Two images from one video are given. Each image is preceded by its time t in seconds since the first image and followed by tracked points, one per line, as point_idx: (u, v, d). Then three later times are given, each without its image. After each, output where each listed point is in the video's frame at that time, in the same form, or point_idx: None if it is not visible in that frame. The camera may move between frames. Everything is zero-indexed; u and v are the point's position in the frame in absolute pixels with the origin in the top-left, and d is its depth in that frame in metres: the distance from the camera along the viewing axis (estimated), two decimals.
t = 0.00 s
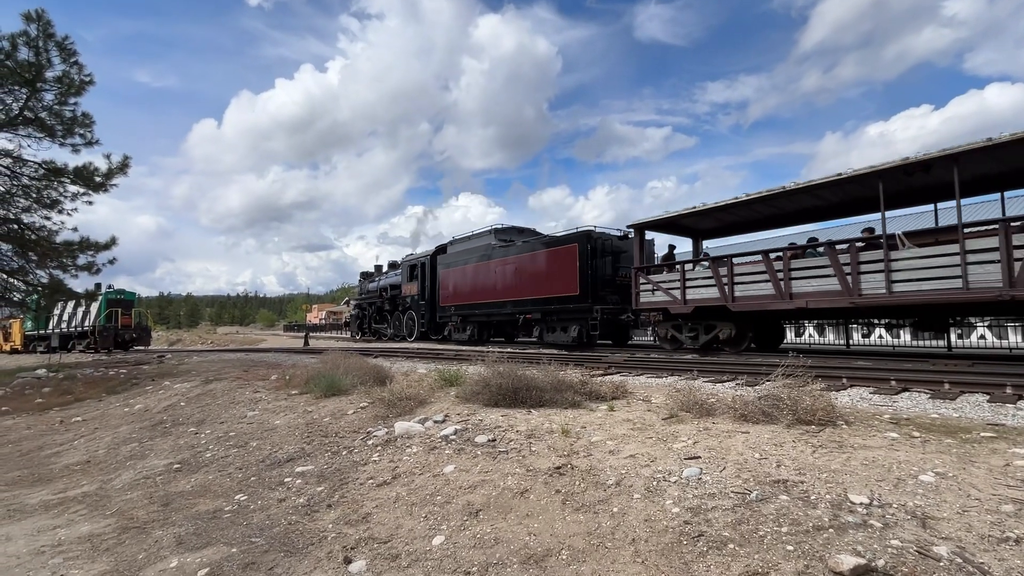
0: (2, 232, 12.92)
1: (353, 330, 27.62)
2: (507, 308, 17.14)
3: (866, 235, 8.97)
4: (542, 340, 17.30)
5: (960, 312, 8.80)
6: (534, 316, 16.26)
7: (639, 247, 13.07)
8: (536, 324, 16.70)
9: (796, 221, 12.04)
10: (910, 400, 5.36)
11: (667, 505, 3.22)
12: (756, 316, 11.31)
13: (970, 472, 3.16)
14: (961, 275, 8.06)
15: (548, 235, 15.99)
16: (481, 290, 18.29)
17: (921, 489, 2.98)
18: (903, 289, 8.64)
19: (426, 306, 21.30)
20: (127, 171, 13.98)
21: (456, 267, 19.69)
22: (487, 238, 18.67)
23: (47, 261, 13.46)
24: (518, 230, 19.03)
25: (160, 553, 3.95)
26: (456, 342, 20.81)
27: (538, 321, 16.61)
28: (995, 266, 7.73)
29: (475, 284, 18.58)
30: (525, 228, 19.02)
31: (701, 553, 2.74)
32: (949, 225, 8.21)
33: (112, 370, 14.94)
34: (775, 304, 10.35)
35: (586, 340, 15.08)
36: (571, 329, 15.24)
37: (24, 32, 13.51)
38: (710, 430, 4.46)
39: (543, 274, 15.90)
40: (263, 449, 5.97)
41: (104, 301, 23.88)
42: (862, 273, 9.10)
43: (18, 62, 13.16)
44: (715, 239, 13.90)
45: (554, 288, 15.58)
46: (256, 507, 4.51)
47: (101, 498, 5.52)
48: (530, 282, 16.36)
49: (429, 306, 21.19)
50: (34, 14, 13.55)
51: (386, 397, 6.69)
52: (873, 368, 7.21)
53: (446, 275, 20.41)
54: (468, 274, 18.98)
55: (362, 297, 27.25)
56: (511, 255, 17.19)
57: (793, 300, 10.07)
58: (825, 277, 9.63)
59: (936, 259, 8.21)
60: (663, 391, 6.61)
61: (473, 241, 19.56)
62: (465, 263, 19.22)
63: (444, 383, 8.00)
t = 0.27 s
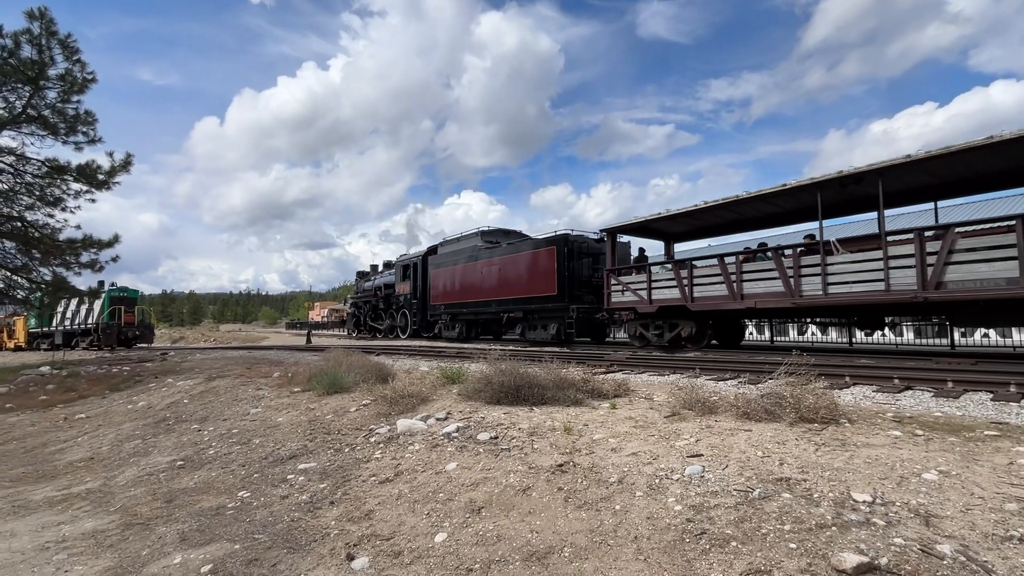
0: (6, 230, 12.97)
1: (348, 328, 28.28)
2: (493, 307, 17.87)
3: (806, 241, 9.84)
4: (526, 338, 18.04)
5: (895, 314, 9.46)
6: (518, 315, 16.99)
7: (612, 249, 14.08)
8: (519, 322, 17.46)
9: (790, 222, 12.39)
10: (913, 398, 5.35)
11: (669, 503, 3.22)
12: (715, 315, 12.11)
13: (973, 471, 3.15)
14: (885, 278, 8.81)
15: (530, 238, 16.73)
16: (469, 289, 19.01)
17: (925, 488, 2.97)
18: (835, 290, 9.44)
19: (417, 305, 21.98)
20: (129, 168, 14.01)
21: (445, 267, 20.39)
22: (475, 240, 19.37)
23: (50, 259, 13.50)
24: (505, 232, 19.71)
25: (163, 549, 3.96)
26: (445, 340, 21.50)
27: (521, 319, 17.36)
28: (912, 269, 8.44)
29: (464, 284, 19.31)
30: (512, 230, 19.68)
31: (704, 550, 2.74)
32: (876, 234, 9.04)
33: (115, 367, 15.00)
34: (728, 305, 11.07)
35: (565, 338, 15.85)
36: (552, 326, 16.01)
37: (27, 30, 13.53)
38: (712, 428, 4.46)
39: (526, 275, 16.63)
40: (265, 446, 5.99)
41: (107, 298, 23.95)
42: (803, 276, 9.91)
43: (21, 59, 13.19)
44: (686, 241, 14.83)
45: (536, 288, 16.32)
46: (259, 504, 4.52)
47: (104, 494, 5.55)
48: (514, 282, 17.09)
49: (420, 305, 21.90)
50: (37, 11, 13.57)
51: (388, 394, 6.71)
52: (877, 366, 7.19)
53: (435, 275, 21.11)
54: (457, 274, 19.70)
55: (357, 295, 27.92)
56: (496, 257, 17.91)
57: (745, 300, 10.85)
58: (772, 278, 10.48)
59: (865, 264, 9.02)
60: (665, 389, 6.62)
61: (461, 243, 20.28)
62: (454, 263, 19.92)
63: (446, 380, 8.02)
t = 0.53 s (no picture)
0: (10, 227, 13.02)
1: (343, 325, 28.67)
2: (479, 306, 18.26)
3: (756, 248, 10.54)
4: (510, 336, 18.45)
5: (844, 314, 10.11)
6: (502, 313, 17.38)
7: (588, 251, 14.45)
8: (503, 320, 17.87)
9: (785, 221, 12.49)
10: (916, 397, 5.35)
11: (671, 501, 3.22)
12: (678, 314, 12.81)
13: (976, 469, 3.15)
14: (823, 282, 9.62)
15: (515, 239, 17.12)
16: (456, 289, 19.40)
17: (928, 486, 2.96)
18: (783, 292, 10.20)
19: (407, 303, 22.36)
20: (133, 166, 14.04)
21: (436, 267, 20.78)
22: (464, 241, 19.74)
23: (54, 257, 13.55)
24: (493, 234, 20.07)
25: (167, 546, 3.99)
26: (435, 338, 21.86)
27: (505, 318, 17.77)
28: (844, 273, 9.25)
29: (452, 283, 19.70)
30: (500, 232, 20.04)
31: (706, 548, 2.74)
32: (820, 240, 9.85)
33: (119, 365, 15.07)
34: (689, 305, 11.74)
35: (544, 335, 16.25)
36: (533, 324, 16.42)
37: (31, 28, 13.55)
38: (714, 426, 4.46)
39: (511, 275, 17.01)
40: (268, 443, 6.01)
41: (110, 296, 24.04)
42: (753, 279, 10.67)
43: (25, 58, 13.22)
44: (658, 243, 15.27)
45: (519, 288, 16.70)
46: (262, 501, 4.54)
47: (109, 491, 5.58)
48: (499, 282, 17.47)
49: (411, 303, 22.29)
50: (40, 9, 13.59)
51: (391, 392, 6.72)
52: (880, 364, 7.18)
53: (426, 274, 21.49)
54: (446, 274, 20.07)
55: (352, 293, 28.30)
56: (483, 257, 18.30)
57: (702, 300, 11.51)
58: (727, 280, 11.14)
59: (805, 267, 9.84)
60: (668, 387, 6.62)
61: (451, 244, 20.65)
62: (444, 263, 20.30)
63: (449, 378, 8.03)
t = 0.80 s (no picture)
0: (14, 226, 13.08)
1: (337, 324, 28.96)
2: (466, 305, 18.58)
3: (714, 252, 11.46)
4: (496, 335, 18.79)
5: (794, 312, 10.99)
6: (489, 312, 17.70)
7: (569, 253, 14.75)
8: (489, 319, 18.22)
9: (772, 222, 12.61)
10: (920, 396, 5.34)
11: (674, 499, 3.22)
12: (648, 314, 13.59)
13: (980, 468, 3.14)
14: (771, 283, 10.52)
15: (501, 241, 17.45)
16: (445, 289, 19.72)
17: (932, 486, 2.95)
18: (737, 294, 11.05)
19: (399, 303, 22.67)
20: (136, 165, 14.08)
21: (426, 268, 21.08)
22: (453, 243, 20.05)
23: (58, 255, 13.60)
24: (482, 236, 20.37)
25: (171, 543, 4.01)
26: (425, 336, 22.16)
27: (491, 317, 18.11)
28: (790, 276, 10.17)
29: (441, 283, 20.02)
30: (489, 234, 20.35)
31: (709, 547, 2.74)
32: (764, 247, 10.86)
33: (122, 363, 15.13)
34: (655, 304, 12.59)
35: (528, 334, 16.64)
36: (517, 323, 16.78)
37: (34, 27, 13.60)
38: (717, 425, 4.46)
39: (497, 276, 17.33)
40: (271, 441, 6.03)
41: (114, 294, 24.12)
42: (711, 280, 11.52)
43: (28, 56, 13.25)
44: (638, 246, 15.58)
45: (505, 288, 17.02)
46: (266, 498, 4.56)
47: (113, 488, 5.61)
48: (486, 283, 17.79)
49: (402, 302, 22.60)
50: (44, 8, 13.63)
51: (394, 390, 6.72)
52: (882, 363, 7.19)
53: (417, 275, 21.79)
54: (436, 275, 20.37)
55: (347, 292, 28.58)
56: (472, 259, 18.61)
57: (667, 300, 12.31)
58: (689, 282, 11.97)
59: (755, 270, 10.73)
60: (670, 386, 6.63)
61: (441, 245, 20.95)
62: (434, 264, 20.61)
63: (451, 376, 8.04)
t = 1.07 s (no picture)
0: (19, 225, 13.14)
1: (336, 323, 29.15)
2: (455, 305, 18.70)
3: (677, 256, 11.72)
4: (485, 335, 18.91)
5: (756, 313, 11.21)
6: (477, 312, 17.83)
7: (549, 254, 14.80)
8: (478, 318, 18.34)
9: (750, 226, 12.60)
10: (924, 395, 5.32)
11: (677, 498, 3.22)
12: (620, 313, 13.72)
13: (986, 468, 3.12)
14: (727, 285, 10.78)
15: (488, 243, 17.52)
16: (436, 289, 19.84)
17: (937, 485, 2.94)
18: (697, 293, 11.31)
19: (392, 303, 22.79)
20: (139, 164, 14.13)
21: (418, 269, 21.20)
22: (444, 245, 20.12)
23: (62, 254, 13.66)
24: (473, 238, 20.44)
25: (174, 540, 4.02)
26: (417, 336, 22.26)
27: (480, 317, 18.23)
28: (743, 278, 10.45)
29: (432, 284, 20.14)
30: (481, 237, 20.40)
31: (712, 546, 2.74)
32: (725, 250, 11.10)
33: (127, 361, 15.20)
34: (625, 305, 12.75)
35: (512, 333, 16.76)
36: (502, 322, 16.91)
37: (38, 27, 13.65)
38: (720, 424, 4.45)
39: (484, 277, 17.40)
40: (274, 440, 6.04)
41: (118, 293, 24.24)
42: (674, 282, 11.79)
43: (32, 56, 13.29)
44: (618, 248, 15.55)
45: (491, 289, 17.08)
46: (269, 496, 4.57)
47: (117, 485, 5.63)
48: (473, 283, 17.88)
49: (394, 302, 22.74)
50: (47, 8, 13.68)
51: (396, 389, 6.72)
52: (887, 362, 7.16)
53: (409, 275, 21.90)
54: (427, 275, 20.48)
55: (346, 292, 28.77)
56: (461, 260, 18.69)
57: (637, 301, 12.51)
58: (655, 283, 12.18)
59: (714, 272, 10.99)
60: (673, 385, 6.63)
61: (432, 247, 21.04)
62: (425, 265, 20.71)
63: (453, 375, 8.04)
